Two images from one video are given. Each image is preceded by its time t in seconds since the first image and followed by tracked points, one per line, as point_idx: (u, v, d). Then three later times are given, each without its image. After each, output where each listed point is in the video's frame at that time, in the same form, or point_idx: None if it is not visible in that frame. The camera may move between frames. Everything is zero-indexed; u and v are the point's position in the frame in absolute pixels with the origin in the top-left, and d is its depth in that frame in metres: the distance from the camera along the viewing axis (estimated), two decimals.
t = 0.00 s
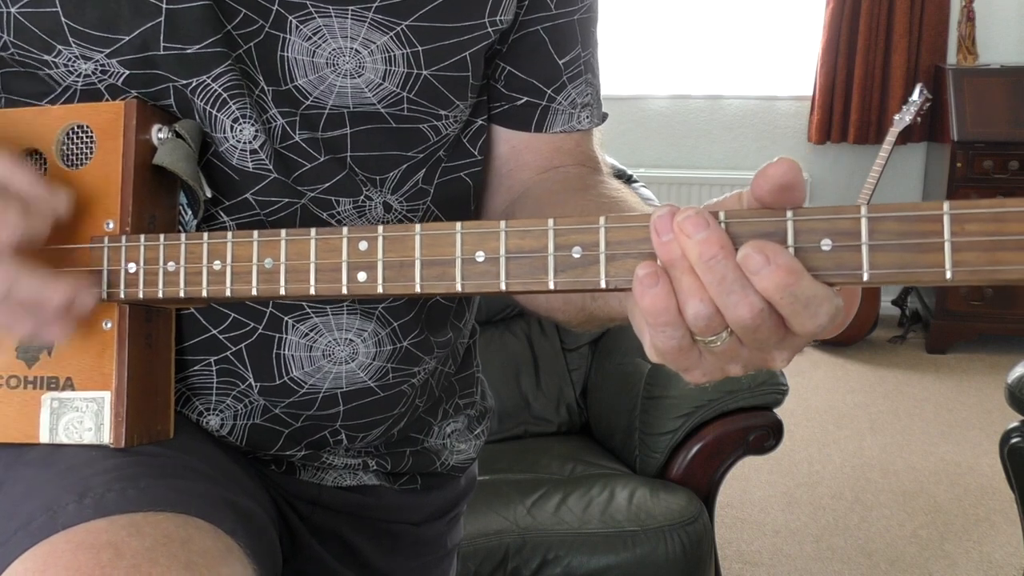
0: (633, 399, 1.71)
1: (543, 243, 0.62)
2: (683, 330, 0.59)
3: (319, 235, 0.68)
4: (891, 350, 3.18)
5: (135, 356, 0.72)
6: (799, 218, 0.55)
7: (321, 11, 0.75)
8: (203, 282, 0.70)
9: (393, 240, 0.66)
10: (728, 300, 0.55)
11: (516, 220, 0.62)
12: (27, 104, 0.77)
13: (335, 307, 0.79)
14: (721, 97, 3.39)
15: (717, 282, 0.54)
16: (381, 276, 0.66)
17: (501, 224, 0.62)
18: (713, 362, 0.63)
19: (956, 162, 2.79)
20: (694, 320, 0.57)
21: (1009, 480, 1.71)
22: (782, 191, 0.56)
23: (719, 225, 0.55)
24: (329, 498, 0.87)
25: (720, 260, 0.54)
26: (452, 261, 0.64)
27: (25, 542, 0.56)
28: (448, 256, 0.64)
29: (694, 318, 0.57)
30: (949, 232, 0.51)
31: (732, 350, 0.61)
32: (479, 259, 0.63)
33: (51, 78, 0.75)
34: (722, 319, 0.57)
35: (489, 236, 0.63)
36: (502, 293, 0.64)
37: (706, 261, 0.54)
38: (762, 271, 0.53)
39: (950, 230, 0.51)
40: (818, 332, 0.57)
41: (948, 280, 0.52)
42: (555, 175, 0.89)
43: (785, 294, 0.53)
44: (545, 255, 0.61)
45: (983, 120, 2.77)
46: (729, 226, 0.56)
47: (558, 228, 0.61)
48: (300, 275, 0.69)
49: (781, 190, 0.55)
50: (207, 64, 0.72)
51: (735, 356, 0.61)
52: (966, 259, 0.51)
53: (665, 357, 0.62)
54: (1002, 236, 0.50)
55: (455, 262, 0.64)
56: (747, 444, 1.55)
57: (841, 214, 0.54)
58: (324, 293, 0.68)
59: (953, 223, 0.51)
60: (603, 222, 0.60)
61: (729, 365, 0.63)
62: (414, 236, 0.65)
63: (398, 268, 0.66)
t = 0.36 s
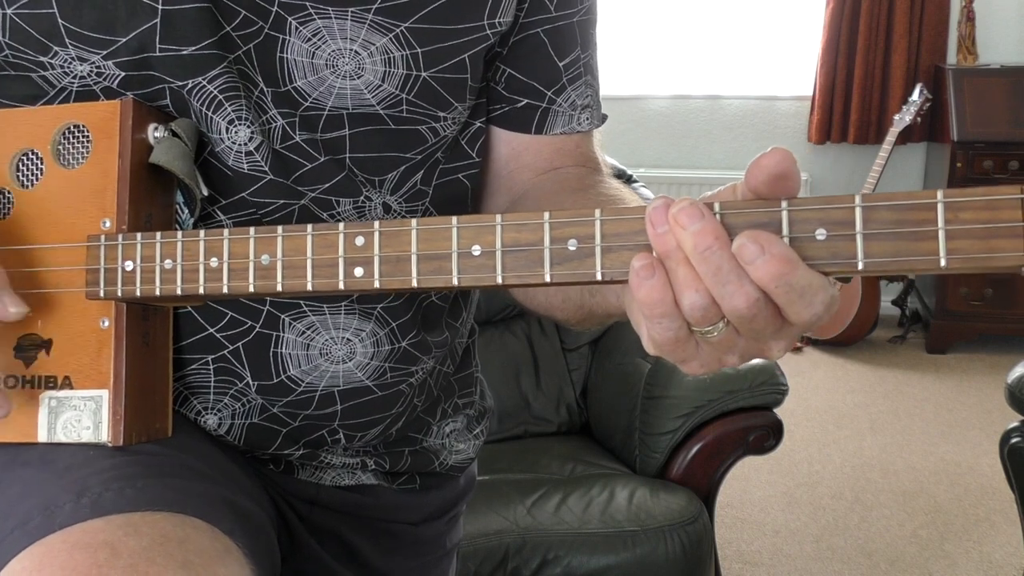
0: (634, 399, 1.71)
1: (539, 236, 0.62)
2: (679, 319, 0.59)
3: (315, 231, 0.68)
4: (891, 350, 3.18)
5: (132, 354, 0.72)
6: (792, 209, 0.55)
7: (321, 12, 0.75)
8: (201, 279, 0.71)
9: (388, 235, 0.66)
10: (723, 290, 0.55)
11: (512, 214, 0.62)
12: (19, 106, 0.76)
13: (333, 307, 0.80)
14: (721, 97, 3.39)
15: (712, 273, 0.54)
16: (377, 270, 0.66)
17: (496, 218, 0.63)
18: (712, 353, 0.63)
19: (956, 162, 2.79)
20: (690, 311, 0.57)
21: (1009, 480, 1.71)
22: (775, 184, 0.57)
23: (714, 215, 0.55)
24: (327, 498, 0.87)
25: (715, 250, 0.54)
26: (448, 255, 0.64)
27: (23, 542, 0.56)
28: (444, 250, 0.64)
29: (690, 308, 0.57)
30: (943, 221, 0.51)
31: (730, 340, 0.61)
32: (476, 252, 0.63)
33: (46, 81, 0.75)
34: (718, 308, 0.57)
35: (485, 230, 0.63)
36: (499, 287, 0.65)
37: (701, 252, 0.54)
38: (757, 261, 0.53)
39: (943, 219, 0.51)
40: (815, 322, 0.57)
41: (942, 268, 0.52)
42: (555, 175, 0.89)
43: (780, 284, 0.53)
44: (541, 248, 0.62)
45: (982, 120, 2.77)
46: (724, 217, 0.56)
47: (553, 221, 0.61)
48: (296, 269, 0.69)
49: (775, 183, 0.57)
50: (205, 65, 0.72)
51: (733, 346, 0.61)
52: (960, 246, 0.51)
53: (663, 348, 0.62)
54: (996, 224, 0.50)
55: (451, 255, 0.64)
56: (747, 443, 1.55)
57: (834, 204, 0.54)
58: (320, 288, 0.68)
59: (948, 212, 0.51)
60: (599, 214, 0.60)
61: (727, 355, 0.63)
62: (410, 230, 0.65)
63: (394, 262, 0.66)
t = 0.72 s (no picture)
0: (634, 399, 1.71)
1: (536, 237, 0.62)
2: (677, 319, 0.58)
3: (313, 231, 0.68)
4: (891, 350, 3.18)
5: (131, 354, 0.72)
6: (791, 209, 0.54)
7: (318, 12, 0.75)
8: (199, 279, 0.71)
9: (387, 236, 0.65)
10: (723, 291, 0.55)
11: (509, 215, 0.62)
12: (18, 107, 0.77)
13: (332, 306, 0.79)
14: (721, 97, 3.39)
15: (712, 274, 0.54)
16: (376, 270, 0.65)
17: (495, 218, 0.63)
18: (710, 352, 0.62)
19: (956, 162, 2.79)
20: (689, 311, 0.57)
21: (1009, 481, 1.70)
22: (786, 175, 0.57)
23: (712, 216, 0.55)
24: (327, 497, 0.87)
25: (713, 251, 0.53)
26: (446, 256, 0.64)
27: (21, 540, 0.56)
28: (442, 251, 0.64)
29: (689, 307, 0.56)
30: (940, 222, 0.51)
31: (727, 340, 0.60)
32: (474, 253, 0.63)
33: (45, 81, 0.75)
34: (715, 308, 0.56)
35: (483, 231, 0.63)
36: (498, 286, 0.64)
37: (700, 253, 0.54)
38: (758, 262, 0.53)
39: (941, 219, 0.51)
40: (811, 322, 0.57)
41: (939, 268, 0.52)
42: (554, 177, 0.89)
43: (780, 285, 0.53)
44: (538, 249, 0.61)
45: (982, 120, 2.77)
46: (722, 217, 0.55)
47: (549, 223, 0.61)
48: (293, 267, 0.68)
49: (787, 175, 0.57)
50: (201, 65, 0.72)
51: (732, 346, 0.61)
52: (956, 247, 0.51)
53: (660, 348, 0.62)
54: (990, 224, 0.50)
55: (449, 256, 0.64)
56: (747, 444, 1.55)
57: (833, 204, 0.53)
58: (319, 289, 0.67)
59: (944, 212, 0.51)
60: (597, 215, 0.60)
61: (725, 355, 0.63)
62: (409, 231, 0.65)
63: (393, 262, 0.65)
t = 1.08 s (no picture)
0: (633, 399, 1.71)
1: (524, 221, 0.62)
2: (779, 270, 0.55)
3: (302, 222, 0.68)
4: (892, 350, 3.18)
5: (123, 350, 0.73)
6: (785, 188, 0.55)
7: (313, 28, 0.75)
8: (188, 272, 0.71)
9: (375, 223, 0.66)
10: (839, 234, 0.52)
11: (497, 200, 0.63)
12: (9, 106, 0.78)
13: (325, 305, 0.79)
14: (721, 97, 3.39)
15: (831, 213, 0.52)
16: (364, 259, 0.66)
17: (483, 203, 0.63)
18: (785, 323, 0.59)
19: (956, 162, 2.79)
20: (796, 260, 0.54)
21: (1009, 480, 1.71)
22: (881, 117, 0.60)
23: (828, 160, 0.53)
24: (323, 496, 0.87)
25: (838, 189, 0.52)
26: (435, 242, 0.64)
27: (16, 536, 0.56)
28: (431, 237, 0.64)
29: (800, 255, 0.53)
30: (931, 195, 0.54)
31: (812, 304, 0.58)
32: (463, 239, 0.64)
33: (31, 87, 0.77)
34: (824, 259, 0.54)
35: (471, 216, 0.64)
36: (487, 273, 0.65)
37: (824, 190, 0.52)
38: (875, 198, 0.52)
39: (931, 193, 0.54)
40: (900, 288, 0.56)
41: (931, 243, 0.54)
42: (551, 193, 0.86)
43: (890, 226, 0.53)
44: (527, 232, 0.62)
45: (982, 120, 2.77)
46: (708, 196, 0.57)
47: (538, 207, 0.62)
48: (283, 262, 0.69)
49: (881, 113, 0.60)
50: (187, 80, 0.73)
51: (813, 315, 0.59)
52: (950, 222, 0.54)
53: (740, 310, 0.58)
54: (982, 198, 0.53)
55: (438, 243, 0.64)
56: (747, 444, 1.55)
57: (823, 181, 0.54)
58: (308, 279, 0.68)
59: (934, 187, 0.54)
60: (585, 198, 0.61)
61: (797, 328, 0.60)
62: (396, 219, 0.65)
63: (380, 251, 0.66)
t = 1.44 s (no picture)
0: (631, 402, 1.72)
1: (509, 220, 0.63)
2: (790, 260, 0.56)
3: (285, 221, 0.68)
4: (892, 350, 3.17)
5: (108, 348, 0.73)
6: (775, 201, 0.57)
7: (316, 50, 0.75)
8: (172, 270, 0.71)
9: (359, 224, 0.66)
10: (840, 216, 0.55)
11: (481, 199, 0.64)
12: None
13: (312, 310, 0.79)
14: (721, 97, 3.39)
15: (831, 196, 0.55)
16: (348, 259, 0.66)
17: (466, 202, 0.64)
18: (795, 319, 0.59)
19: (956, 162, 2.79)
20: (804, 245, 0.55)
21: (1009, 481, 1.71)
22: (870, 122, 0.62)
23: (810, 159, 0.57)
24: (312, 494, 0.87)
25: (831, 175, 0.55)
26: (419, 242, 0.65)
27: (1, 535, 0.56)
28: (416, 237, 0.65)
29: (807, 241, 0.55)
30: (915, 195, 0.55)
31: (819, 299, 0.58)
32: (446, 238, 0.64)
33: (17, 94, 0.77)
34: (827, 243, 0.56)
35: (455, 216, 0.64)
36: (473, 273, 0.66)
37: (819, 175, 0.55)
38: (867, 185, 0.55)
39: (915, 193, 0.55)
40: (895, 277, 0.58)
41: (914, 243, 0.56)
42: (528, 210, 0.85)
43: (884, 209, 0.56)
44: (511, 232, 0.63)
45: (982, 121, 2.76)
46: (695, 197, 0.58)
47: (521, 206, 0.62)
48: (267, 262, 0.69)
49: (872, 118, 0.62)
50: (175, 100, 0.73)
51: (819, 311, 0.59)
52: (933, 222, 0.56)
53: (753, 306, 0.58)
54: (965, 199, 0.55)
55: (422, 242, 0.65)
56: (747, 443, 1.55)
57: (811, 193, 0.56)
58: (292, 279, 0.68)
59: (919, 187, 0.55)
60: (568, 198, 0.61)
61: (806, 325, 0.60)
62: (380, 218, 0.66)
63: (364, 250, 0.66)
